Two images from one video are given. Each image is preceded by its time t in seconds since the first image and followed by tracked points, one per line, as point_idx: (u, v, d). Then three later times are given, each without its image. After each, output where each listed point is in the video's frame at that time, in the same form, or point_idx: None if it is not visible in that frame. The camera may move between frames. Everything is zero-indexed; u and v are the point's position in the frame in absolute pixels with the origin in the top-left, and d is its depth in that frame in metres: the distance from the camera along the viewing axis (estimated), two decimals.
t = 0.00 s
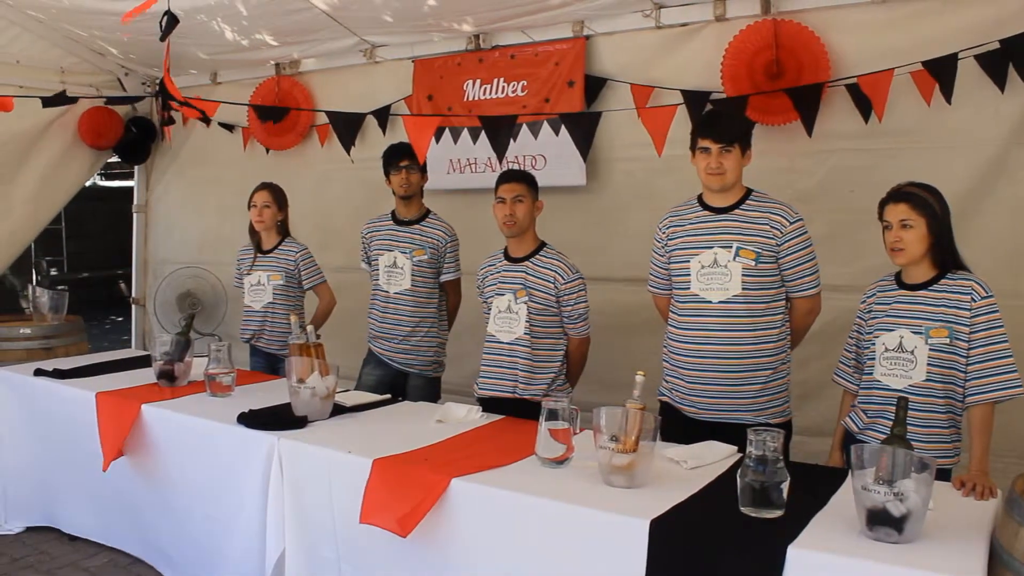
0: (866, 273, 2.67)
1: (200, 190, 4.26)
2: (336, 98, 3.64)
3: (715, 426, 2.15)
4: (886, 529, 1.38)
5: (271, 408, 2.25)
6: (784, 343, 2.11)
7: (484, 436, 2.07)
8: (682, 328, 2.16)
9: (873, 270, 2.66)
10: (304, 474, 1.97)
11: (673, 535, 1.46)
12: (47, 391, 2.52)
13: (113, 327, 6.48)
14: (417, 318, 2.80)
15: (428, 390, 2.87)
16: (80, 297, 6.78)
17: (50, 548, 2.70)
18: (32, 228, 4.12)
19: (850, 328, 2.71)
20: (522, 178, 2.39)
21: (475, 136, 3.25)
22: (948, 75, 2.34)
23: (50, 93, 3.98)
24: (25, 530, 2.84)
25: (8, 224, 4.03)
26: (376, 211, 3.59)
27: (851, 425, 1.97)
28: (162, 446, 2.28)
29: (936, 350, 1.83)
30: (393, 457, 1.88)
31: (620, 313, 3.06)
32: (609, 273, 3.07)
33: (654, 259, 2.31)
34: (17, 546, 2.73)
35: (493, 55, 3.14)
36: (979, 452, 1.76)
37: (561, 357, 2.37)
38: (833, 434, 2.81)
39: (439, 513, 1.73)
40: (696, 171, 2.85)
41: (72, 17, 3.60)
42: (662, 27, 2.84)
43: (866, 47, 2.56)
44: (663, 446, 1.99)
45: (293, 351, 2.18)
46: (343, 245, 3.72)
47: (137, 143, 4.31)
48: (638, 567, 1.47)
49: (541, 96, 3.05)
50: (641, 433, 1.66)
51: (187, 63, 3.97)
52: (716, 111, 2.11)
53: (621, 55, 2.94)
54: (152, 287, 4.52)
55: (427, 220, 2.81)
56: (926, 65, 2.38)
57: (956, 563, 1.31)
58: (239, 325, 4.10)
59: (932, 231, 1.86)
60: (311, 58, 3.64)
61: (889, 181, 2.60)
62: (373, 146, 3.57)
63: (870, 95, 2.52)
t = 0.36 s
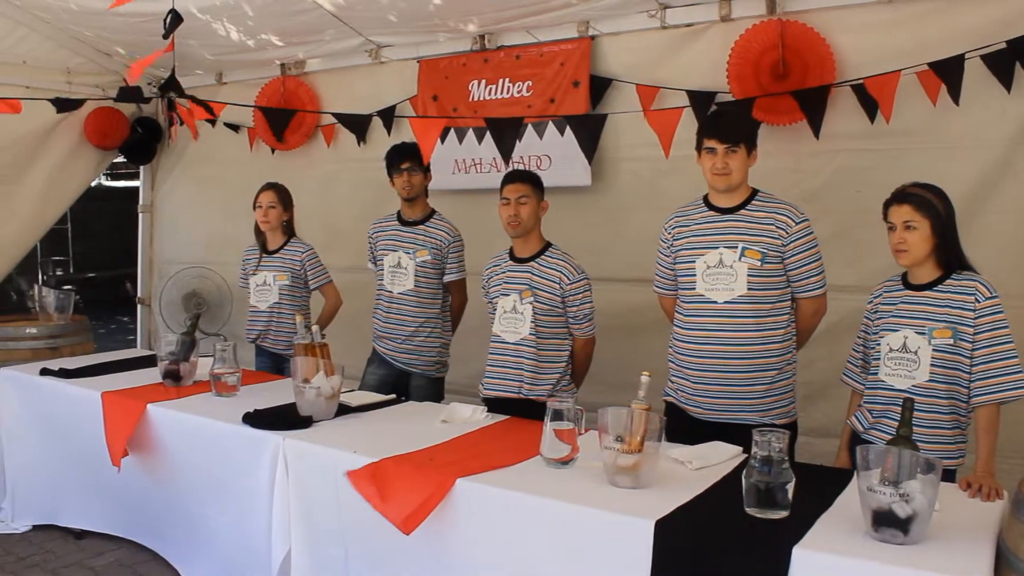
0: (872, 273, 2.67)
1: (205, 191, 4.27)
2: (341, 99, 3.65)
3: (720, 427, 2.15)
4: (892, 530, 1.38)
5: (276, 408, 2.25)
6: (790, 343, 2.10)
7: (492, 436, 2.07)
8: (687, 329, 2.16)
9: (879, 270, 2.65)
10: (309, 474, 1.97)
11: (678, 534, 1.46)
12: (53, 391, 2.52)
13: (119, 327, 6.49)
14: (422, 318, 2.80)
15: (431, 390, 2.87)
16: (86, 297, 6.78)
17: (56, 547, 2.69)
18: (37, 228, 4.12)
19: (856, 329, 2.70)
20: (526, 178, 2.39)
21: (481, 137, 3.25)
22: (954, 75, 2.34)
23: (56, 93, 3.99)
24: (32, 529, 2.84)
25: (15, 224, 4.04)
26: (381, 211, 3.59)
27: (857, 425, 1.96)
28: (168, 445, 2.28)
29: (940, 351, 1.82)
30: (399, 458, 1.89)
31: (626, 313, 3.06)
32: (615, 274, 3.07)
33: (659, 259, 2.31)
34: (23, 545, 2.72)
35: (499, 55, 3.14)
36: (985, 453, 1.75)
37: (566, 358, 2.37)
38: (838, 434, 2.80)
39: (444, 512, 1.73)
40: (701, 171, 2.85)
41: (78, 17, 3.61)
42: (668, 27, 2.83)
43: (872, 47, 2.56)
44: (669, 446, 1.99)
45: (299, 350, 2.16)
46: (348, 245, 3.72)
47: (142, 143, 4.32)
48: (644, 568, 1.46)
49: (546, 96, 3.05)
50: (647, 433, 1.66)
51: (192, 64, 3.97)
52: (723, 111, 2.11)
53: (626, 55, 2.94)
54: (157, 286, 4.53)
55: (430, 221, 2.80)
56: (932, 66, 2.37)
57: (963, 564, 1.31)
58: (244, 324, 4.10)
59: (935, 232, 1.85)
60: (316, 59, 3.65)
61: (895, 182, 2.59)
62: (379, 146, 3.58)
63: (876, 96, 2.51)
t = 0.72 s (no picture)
0: (881, 274, 2.66)
1: (214, 191, 4.28)
2: (349, 100, 3.65)
3: (730, 428, 2.14)
4: (902, 533, 1.37)
5: (285, 409, 2.26)
6: (799, 345, 2.10)
7: (502, 437, 2.07)
8: (696, 330, 2.16)
9: (889, 272, 2.64)
10: (319, 474, 1.97)
11: (690, 536, 1.45)
12: (63, 391, 2.52)
13: (128, 328, 6.51)
14: (430, 319, 2.80)
15: (438, 390, 2.87)
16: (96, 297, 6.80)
17: (66, 547, 2.70)
18: (49, 228, 4.14)
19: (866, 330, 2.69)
20: (534, 180, 2.38)
21: (489, 137, 3.25)
22: (964, 75, 2.33)
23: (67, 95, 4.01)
24: (42, 528, 2.84)
25: (27, 224, 4.06)
26: (390, 212, 3.60)
27: (866, 427, 1.95)
28: (178, 445, 2.29)
29: (950, 352, 1.82)
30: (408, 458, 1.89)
31: (634, 314, 3.06)
32: (623, 274, 3.07)
33: (668, 260, 2.30)
34: (34, 545, 2.73)
35: (507, 56, 3.14)
36: (996, 455, 1.75)
37: (574, 359, 2.36)
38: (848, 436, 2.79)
39: (454, 513, 1.74)
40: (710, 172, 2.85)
41: (90, 19, 3.63)
42: (677, 28, 2.83)
43: (882, 47, 2.55)
44: (678, 448, 1.98)
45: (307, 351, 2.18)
46: (357, 245, 3.73)
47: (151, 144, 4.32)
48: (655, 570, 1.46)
49: (555, 97, 3.05)
50: (655, 434, 1.66)
51: (201, 65, 3.99)
52: (733, 112, 2.10)
53: (635, 56, 2.94)
54: (166, 287, 4.54)
55: (438, 222, 2.80)
56: (942, 66, 2.36)
57: (975, 566, 1.30)
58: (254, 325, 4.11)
59: (944, 234, 1.84)
60: (325, 60, 3.65)
61: (904, 182, 2.58)
62: (387, 147, 3.58)
63: (884, 93, 2.51)
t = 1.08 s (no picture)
0: (897, 277, 2.64)
1: (228, 196, 4.30)
2: (363, 102, 3.66)
3: (745, 432, 2.14)
4: (919, 537, 1.37)
5: (300, 411, 2.26)
6: (815, 348, 2.09)
7: (516, 439, 2.07)
8: (711, 334, 2.15)
9: (904, 275, 2.63)
10: (333, 476, 1.98)
11: (705, 541, 1.45)
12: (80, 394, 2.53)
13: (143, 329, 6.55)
14: (444, 322, 2.80)
15: (452, 393, 2.87)
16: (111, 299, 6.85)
17: (82, 548, 2.71)
18: (66, 232, 4.17)
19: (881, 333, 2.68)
20: (551, 183, 2.39)
21: (503, 140, 3.25)
22: (981, 77, 2.31)
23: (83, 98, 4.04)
24: (58, 529, 2.84)
25: (43, 227, 4.09)
26: (404, 214, 3.60)
27: (882, 431, 1.95)
28: (195, 446, 2.29)
29: (967, 356, 1.81)
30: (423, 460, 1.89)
31: (648, 317, 3.05)
32: (637, 277, 3.06)
33: (682, 262, 2.30)
34: (51, 545, 2.74)
35: (522, 59, 3.14)
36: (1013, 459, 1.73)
37: (589, 362, 2.36)
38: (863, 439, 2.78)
39: (468, 515, 1.74)
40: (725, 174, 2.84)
41: (106, 23, 3.66)
42: (691, 30, 2.82)
43: (898, 49, 2.54)
44: (692, 451, 1.98)
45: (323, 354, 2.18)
46: (371, 248, 3.74)
47: (168, 147, 4.33)
48: None
49: (569, 100, 3.05)
50: (670, 438, 1.65)
51: (216, 68, 4.01)
52: (748, 115, 2.10)
53: (649, 59, 2.94)
54: (181, 289, 4.56)
55: (450, 225, 2.80)
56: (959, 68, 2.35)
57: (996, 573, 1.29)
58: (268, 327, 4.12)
59: (961, 238, 1.83)
60: (339, 63, 3.67)
61: (920, 185, 2.57)
62: (401, 149, 3.59)
63: (902, 96, 2.50)
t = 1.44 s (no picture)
0: (911, 281, 2.63)
1: (240, 200, 4.32)
2: (376, 106, 3.67)
3: (759, 437, 2.13)
4: (934, 543, 1.36)
5: (313, 414, 2.27)
6: (829, 352, 2.08)
7: (529, 443, 2.07)
8: (724, 338, 2.14)
9: (919, 279, 2.62)
10: (346, 478, 1.98)
11: (716, 546, 1.44)
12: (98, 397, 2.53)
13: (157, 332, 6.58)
14: (458, 327, 2.80)
15: (466, 397, 2.87)
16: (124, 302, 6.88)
17: (96, 550, 2.71)
18: (80, 236, 4.20)
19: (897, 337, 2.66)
20: (561, 186, 2.38)
21: (516, 143, 3.25)
22: (996, 80, 2.30)
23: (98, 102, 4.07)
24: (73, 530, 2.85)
25: (58, 230, 4.11)
26: (416, 218, 3.61)
27: (896, 435, 1.94)
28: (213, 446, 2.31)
29: (981, 361, 1.80)
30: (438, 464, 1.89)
31: (661, 321, 3.04)
32: (650, 280, 3.06)
33: (695, 266, 2.29)
34: (65, 547, 2.75)
35: (534, 63, 3.15)
36: None
37: (602, 365, 2.36)
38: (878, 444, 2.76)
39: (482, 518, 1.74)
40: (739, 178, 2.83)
41: (121, 27, 3.69)
42: (704, 33, 2.82)
43: (912, 52, 2.53)
44: (706, 455, 1.97)
45: (335, 357, 2.19)
46: (383, 251, 3.75)
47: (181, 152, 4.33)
48: None
49: (581, 104, 3.05)
50: (683, 441, 1.65)
51: (229, 72, 4.03)
52: (759, 119, 2.11)
53: (661, 62, 2.94)
54: (195, 292, 4.57)
55: (465, 230, 2.80)
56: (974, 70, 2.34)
57: None
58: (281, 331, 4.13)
59: (973, 241, 1.83)
60: (352, 67, 3.68)
61: (934, 188, 2.56)
62: (414, 153, 3.59)
63: (917, 100, 2.50)
